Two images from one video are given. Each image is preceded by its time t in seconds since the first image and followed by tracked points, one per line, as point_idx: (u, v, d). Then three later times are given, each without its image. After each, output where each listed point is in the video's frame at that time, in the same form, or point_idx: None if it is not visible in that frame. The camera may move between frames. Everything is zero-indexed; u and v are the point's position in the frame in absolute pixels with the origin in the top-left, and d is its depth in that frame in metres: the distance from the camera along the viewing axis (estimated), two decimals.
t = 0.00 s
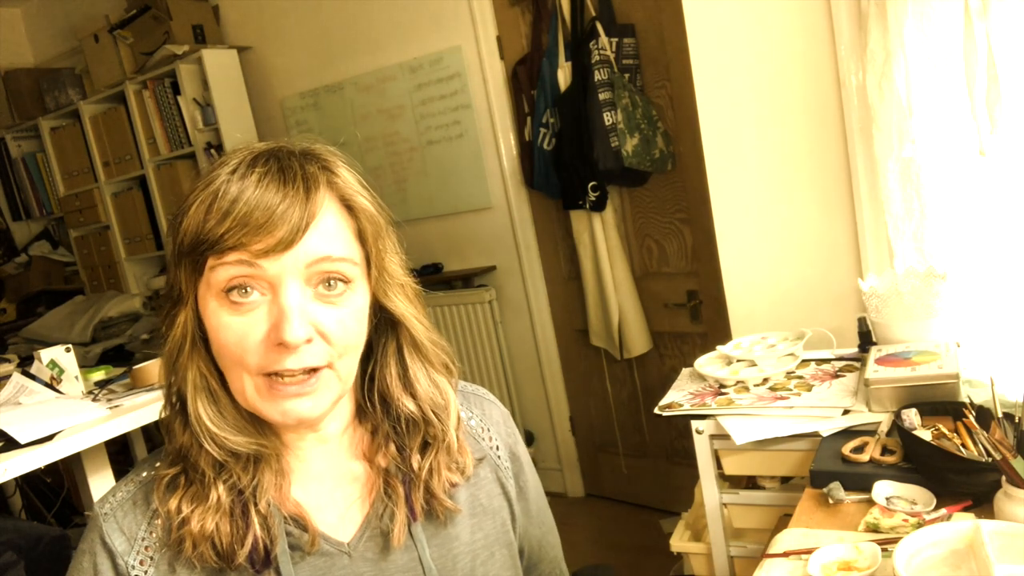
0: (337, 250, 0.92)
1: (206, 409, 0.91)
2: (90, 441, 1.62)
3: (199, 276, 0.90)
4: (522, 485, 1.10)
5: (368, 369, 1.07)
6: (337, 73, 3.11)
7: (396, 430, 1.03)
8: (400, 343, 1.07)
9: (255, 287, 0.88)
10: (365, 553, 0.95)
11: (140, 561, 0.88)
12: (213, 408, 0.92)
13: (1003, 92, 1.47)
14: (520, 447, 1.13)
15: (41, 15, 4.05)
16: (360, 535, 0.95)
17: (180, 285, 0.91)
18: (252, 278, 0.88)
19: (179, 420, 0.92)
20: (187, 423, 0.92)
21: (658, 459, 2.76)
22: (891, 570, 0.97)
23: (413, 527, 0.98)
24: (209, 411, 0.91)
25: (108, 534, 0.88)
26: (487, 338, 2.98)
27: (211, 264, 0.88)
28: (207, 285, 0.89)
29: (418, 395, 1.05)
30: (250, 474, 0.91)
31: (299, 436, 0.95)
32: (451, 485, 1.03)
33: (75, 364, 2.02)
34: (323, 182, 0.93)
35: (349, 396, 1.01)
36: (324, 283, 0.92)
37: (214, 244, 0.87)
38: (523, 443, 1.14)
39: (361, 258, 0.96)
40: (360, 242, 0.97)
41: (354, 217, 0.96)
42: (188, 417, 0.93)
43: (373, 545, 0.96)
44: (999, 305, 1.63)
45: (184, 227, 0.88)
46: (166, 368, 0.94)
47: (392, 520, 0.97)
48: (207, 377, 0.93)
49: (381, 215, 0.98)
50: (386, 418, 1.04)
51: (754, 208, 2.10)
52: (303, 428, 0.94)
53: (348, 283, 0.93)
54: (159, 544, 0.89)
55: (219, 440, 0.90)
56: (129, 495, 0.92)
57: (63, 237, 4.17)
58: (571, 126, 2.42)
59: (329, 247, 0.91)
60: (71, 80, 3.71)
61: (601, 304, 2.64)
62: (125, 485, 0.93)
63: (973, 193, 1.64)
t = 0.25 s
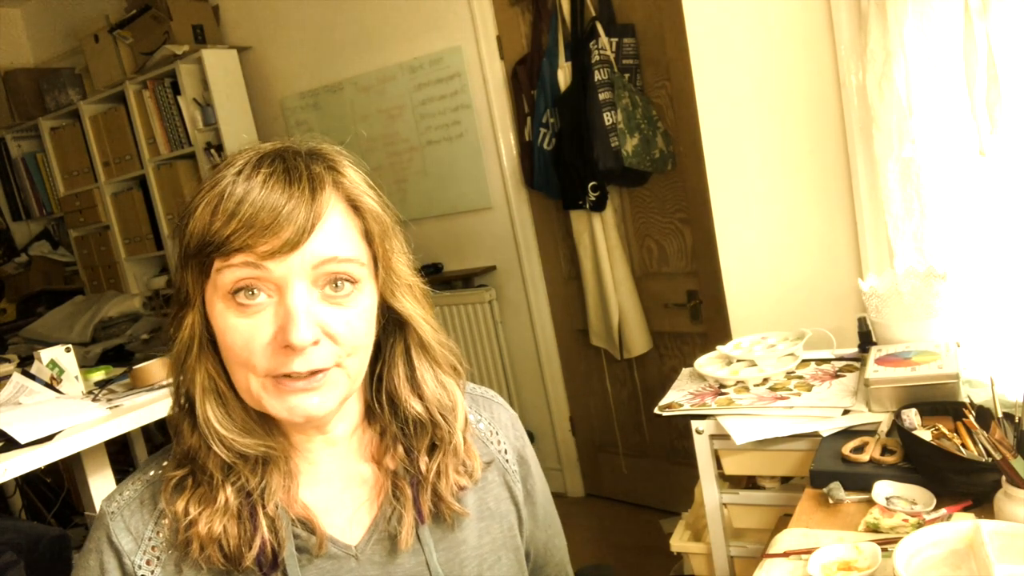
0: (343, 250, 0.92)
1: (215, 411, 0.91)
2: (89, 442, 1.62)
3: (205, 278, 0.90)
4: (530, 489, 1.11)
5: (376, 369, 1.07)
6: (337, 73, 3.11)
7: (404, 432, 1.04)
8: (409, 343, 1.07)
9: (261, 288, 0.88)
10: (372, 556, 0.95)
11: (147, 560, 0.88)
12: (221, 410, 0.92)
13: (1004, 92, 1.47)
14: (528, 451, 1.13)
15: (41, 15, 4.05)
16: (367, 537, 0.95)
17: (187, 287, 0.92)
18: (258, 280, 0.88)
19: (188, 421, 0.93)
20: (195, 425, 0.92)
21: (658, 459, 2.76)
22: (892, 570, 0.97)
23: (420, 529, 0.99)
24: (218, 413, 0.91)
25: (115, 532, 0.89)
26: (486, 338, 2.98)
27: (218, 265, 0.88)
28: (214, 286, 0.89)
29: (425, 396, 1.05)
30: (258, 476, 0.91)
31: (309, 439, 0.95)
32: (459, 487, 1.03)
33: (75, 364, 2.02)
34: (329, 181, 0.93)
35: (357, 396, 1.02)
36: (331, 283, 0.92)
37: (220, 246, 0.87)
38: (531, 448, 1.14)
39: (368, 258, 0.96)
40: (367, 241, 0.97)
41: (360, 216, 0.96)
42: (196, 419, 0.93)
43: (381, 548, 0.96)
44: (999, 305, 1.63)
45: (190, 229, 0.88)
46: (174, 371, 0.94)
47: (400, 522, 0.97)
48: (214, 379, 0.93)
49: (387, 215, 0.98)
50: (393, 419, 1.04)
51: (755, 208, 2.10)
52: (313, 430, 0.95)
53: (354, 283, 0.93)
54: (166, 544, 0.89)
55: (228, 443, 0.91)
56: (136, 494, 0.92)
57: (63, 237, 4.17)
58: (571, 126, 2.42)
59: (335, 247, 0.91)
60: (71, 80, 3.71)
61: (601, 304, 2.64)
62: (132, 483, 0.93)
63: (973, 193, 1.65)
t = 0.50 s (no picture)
0: (349, 239, 0.91)
1: (227, 410, 0.91)
2: (89, 442, 1.62)
3: (214, 274, 0.90)
4: (539, 493, 1.11)
5: (386, 366, 1.07)
6: (337, 73, 3.11)
7: (414, 431, 1.04)
8: (418, 339, 1.07)
9: (268, 279, 0.88)
10: (383, 559, 0.95)
11: (156, 559, 0.88)
12: (233, 410, 0.92)
13: (1003, 92, 1.47)
14: (538, 455, 1.13)
15: (41, 15, 4.05)
16: (378, 539, 0.95)
17: (196, 285, 0.92)
18: (265, 271, 0.88)
19: (200, 423, 0.93)
20: (208, 426, 0.93)
21: (658, 459, 2.76)
22: (892, 570, 0.97)
23: (432, 530, 0.99)
24: (230, 412, 0.91)
25: (125, 530, 0.88)
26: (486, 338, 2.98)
27: (225, 258, 0.88)
28: (222, 281, 0.89)
29: (434, 394, 1.05)
30: (271, 478, 0.91)
31: (322, 437, 0.95)
32: (470, 489, 1.03)
33: (75, 364, 2.02)
34: (332, 171, 0.94)
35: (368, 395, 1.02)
36: (338, 273, 0.91)
37: (226, 238, 0.88)
38: (541, 451, 1.14)
39: (375, 249, 0.96)
40: (374, 232, 0.96)
41: (366, 207, 0.96)
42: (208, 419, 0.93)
43: (393, 549, 0.96)
44: (999, 305, 1.63)
45: (197, 225, 0.89)
46: (186, 369, 0.94)
47: (412, 523, 0.97)
48: (226, 377, 0.93)
49: (393, 206, 0.98)
50: (404, 418, 1.04)
51: (755, 208, 2.10)
52: (325, 427, 0.95)
53: (362, 273, 0.93)
54: (176, 543, 0.89)
55: (241, 445, 0.91)
56: (145, 491, 0.92)
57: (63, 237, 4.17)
58: (571, 126, 2.42)
59: (340, 235, 0.91)
60: (71, 80, 3.71)
61: (601, 304, 2.64)
62: (142, 480, 0.93)
63: (973, 194, 1.65)
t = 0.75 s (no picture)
0: (345, 249, 0.90)
1: (235, 416, 0.92)
2: (89, 442, 1.62)
3: (216, 291, 0.90)
4: (542, 493, 1.10)
5: (391, 362, 1.08)
6: (337, 73, 3.11)
7: (419, 424, 1.05)
8: (421, 335, 1.08)
9: (269, 296, 0.88)
10: (389, 553, 0.94)
11: (164, 550, 0.87)
12: (240, 415, 0.92)
13: (1003, 92, 1.47)
14: (542, 454, 1.13)
15: (41, 15, 4.05)
16: (384, 534, 0.95)
17: (198, 300, 0.92)
18: (265, 288, 0.88)
19: (210, 429, 0.93)
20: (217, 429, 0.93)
21: (658, 459, 2.76)
22: (891, 570, 0.97)
23: (437, 520, 0.99)
24: (238, 419, 0.92)
25: (134, 521, 0.88)
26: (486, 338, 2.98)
27: (224, 277, 0.88)
28: (224, 297, 0.90)
29: (437, 388, 1.06)
30: (280, 477, 0.91)
31: (331, 434, 0.95)
32: (473, 481, 1.03)
33: (75, 364, 2.02)
34: (322, 180, 0.92)
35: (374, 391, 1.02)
36: (338, 283, 0.91)
37: (223, 259, 0.87)
38: (545, 452, 1.14)
39: (373, 254, 0.95)
40: (369, 237, 0.95)
41: (358, 212, 0.94)
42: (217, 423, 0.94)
43: (400, 542, 0.96)
44: (999, 305, 1.63)
45: (194, 243, 0.89)
46: (193, 378, 0.95)
47: (418, 516, 0.97)
48: (233, 386, 0.93)
49: (386, 209, 0.97)
50: (408, 412, 1.05)
51: (755, 208, 2.10)
52: (333, 425, 0.95)
53: (362, 279, 0.92)
54: (184, 535, 0.88)
55: (250, 447, 0.91)
56: (155, 482, 0.92)
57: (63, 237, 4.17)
58: (571, 125, 2.42)
59: (337, 247, 0.90)
60: (71, 80, 3.72)
61: (601, 304, 2.64)
62: (151, 472, 0.93)
63: (973, 194, 1.64)
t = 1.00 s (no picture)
0: (344, 255, 0.91)
1: (238, 424, 0.91)
2: (90, 442, 1.62)
3: (217, 302, 0.90)
4: (542, 490, 1.10)
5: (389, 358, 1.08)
6: (337, 73, 3.11)
7: (418, 417, 1.05)
8: (418, 331, 1.07)
9: (270, 306, 0.88)
10: (392, 548, 0.95)
11: (170, 547, 0.88)
12: (243, 422, 0.92)
13: (1003, 92, 1.47)
14: (542, 451, 1.13)
15: (41, 15, 4.05)
16: (389, 529, 0.95)
17: (200, 312, 0.93)
18: (268, 298, 0.88)
19: (213, 437, 0.93)
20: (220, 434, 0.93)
21: (658, 459, 2.76)
22: (892, 570, 0.97)
23: (440, 510, 1.00)
24: (240, 425, 0.91)
25: (140, 518, 0.89)
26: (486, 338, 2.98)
27: (225, 290, 0.88)
28: (225, 308, 0.90)
29: (435, 382, 1.06)
30: (286, 480, 0.91)
31: (335, 433, 0.95)
32: (473, 471, 1.03)
33: (75, 364, 2.02)
34: (314, 187, 0.92)
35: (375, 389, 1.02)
36: (339, 288, 0.91)
37: (223, 272, 0.87)
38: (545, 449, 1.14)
39: (371, 257, 0.96)
40: (365, 241, 0.96)
41: (353, 216, 0.94)
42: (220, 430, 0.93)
43: (404, 534, 0.96)
44: (999, 305, 1.63)
45: (192, 257, 0.89)
46: (196, 385, 0.95)
47: (421, 509, 0.97)
48: (236, 395, 0.93)
49: (381, 212, 0.97)
50: (407, 406, 1.05)
51: (756, 208, 2.10)
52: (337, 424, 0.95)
53: (362, 283, 0.93)
54: (190, 532, 0.88)
55: (255, 453, 0.90)
56: (161, 480, 0.92)
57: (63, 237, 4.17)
58: (571, 126, 2.42)
59: (335, 254, 0.90)
60: (71, 80, 3.72)
61: (601, 304, 2.64)
62: (157, 470, 0.93)
63: (973, 193, 1.65)
